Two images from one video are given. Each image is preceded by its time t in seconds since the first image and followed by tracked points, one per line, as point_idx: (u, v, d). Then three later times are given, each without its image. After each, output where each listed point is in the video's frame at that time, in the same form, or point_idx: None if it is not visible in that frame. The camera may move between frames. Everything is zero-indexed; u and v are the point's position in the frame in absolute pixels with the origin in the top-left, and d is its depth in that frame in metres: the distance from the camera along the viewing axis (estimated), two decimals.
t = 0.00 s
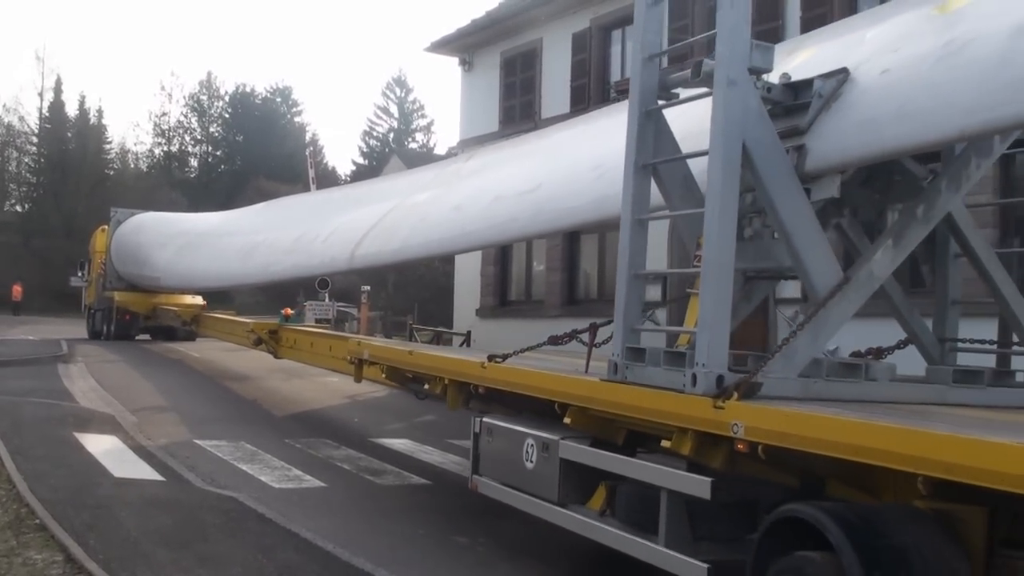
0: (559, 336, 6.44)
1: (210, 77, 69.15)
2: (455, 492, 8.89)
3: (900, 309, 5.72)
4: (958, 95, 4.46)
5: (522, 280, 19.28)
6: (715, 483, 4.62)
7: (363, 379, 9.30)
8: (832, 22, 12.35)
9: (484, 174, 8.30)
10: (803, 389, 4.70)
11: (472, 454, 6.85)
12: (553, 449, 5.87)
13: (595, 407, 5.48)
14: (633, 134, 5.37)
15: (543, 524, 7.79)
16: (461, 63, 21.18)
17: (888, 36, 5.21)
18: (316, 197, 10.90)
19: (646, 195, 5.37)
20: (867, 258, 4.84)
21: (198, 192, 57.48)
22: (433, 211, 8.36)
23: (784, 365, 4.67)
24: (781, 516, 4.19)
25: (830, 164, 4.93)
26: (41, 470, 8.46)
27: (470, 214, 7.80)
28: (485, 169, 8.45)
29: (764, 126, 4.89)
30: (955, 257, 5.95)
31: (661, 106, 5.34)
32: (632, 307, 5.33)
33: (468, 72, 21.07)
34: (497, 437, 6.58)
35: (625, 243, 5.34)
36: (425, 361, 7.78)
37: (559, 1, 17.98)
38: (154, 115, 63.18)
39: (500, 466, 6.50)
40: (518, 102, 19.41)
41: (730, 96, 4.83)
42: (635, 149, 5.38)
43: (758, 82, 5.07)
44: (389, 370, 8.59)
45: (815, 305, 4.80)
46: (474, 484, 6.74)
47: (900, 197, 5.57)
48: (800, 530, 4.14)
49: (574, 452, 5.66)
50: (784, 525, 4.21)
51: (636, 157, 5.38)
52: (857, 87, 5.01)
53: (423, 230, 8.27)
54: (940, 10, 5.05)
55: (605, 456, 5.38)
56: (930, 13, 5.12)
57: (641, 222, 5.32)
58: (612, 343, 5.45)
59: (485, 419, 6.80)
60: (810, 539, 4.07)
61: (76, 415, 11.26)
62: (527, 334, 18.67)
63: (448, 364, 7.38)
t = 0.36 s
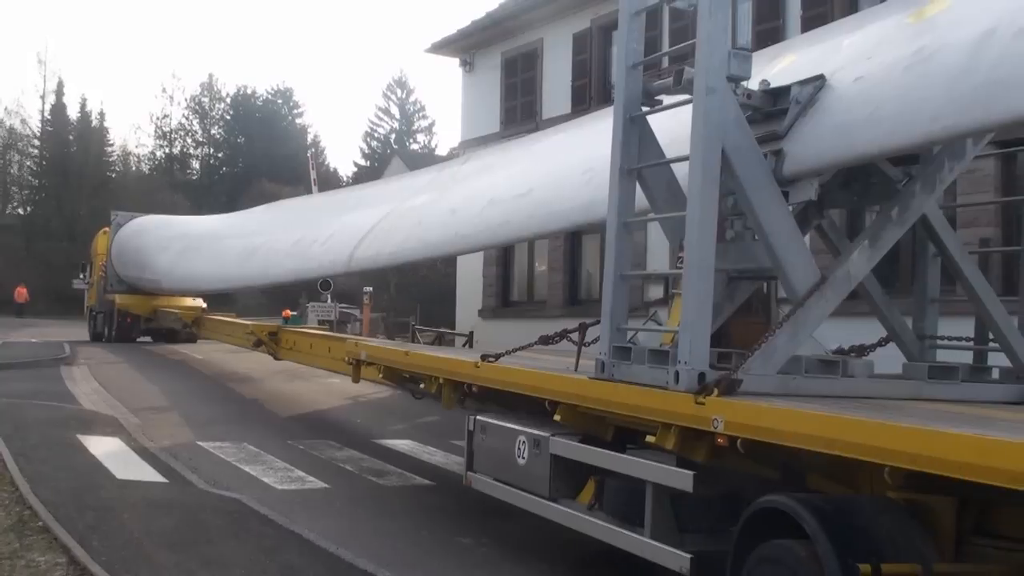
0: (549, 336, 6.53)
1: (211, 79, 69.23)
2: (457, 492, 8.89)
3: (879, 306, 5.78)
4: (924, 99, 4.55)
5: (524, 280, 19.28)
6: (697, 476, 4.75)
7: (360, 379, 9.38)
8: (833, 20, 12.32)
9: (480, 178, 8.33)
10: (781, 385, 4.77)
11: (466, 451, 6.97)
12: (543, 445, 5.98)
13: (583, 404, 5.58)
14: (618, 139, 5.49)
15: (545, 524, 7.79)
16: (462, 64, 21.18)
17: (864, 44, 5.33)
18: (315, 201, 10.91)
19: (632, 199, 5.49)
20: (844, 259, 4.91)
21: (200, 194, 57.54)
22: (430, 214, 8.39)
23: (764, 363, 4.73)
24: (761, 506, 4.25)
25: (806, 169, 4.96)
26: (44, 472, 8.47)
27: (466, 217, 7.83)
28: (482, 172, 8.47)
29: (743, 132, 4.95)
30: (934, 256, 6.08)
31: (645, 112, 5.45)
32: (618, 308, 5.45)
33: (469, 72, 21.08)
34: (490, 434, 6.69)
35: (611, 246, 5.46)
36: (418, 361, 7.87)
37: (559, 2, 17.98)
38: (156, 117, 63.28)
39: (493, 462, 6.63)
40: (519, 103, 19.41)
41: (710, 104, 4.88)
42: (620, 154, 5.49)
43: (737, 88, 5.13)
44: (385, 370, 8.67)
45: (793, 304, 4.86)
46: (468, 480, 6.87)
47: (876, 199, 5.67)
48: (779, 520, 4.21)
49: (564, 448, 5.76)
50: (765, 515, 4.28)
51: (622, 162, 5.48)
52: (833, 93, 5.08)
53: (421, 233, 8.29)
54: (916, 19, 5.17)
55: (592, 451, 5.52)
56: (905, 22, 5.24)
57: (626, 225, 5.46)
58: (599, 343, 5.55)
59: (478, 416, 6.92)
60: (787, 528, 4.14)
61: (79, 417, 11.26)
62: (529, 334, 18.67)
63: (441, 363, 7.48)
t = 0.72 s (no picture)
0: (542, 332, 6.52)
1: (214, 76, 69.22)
2: (459, 489, 8.89)
3: (861, 302, 5.92)
4: (896, 107, 4.61)
5: (526, 277, 19.29)
6: (680, 467, 4.88)
7: (360, 374, 9.44)
8: (837, 18, 12.31)
9: (477, 179, 8.33)
10: (761, 379, 4.84)
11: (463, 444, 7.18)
12: (535, 438, 6.18)
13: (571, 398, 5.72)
14: (607, 141, 5.60)
15: (547, 521, 7.78)
16: (465, 61, 21.17)
17: (844, 52, 5.39)
18: (314, 199, 10.92)
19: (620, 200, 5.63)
20: (823, 257, 4.97)
21: (203, 191, 57.56)
22: (427, 213, 8.40)
23: (745, 358, 4.79)
24: (738, 496, 4.39)
25: (785, 173, 5.07)
26: (46, 468, 8.48)
27: (462, 218, 7.86)
28: (479, 172, 8.48)
29: (726, 135, 5.05)
30: (914, 257, 6.27)
31: (633, 116, 5.58)
32: (607, 305, 5.59)
33: (472, 69, 21.07)
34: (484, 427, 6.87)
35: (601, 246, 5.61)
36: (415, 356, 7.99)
37: None
38: (159, 114, 63.28)
39: (487, 455, 6.81)
40: (521, 100, 19.42)
41: (693, 108, 4.99)
42: (608, 156, 5.60)
43: (720, 92, 5.32)
44: (384, 364, 8.75)
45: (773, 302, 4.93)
46: (464, 472, 7.07)
47: (856, 198, 5.78)
48: (758, 509, 4.33)
49: (553, 440, 5.97)
50: (745, 505, 4.41)
51: (610, 164, 5.60)
52: (813, 98, 5.17)
53: (418, 233, 8.30)
54: (895, 27, 5.22)
55: (582, 443, 5.66)
56: (887, 29, 5.28)
57: (614, 226, 5.59)
58: (588, 338, 5.71)
59: (474, 411, 7.08)
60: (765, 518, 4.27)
61: (82, 413, 11.27)
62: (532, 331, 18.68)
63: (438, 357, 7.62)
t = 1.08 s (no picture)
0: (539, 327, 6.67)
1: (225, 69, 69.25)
2: (465, 483, 8.91)
3: (850, 300, 6.06)
4: (879, 114, 4.75)
5: (535, 273, 19.28)
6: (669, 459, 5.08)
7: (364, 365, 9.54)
8: (850, 16, 12.24)
9: (479, 176, 8.34)
10: (749, 374, 5.07)
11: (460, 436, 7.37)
12: (530, 430, 6.34)
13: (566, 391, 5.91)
14: (602, 143, 5.82)
15: (553, 517, 7.79)
16: (476, 56, 21.14)
17: (830, 55, 5.48)
18: (319, 194, 10.92)
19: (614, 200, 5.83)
20: (812, 257, 5.18)
21: (213, 184, 57.61)
22: (431, 209, 8.41)
23: (734, 353, 5.01)
24: (724, 487, 4.60)
25: (774, 174, 5.25)
26: (55, 458, 8.50)
27: (464, 214, 7.86)
28: (482, 169, 8.49)
29: (716, 138, 5.23)
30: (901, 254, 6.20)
31: (627, 117, 5.78)
32: (600, 300, 5.82)
33: (483, 64, 21.05)
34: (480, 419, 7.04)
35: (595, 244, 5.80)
36: (417, 348, 8.14)
37: None
38: (169, 106, 63.34)
39: (484, 447, 6.98)
40: (532, 95, 19.40)
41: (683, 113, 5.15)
42: (603, 158, 5.81)
43: (710, 96, 5.42)
44: (387, 356, 8.90)
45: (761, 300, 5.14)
46: (461, 463, 7.23)
47: (844, 200, 5.87)
48: (744, 500, 4.52)
49: (547, 433, 6.12)
50: (731, 495, 4.59)
51: (605, 164, 5.81)
52: (801, 103, 5.29)
53: (421, 229, 8.31)
54: (880, 29, 5.31)
55: (575, 435, 5.83)
56: (874, 34, 5.31)
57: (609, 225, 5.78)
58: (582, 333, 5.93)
59: (472, 403, 7.27)
60: (750, 508, 4.47)
61: (90, 404, 11.30)
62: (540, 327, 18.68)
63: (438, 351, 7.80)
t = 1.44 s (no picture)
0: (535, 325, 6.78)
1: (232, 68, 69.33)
2: (472, 482, 8.93)
3: (841, 301, 6.23)
4: (859, 118, 4.96)
5: (543, 271, 19.28)
6: (660, 453, 5.24)
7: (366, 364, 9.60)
8: (858, 14, 12.21)
9: (480, 176, 8.36)
10: (738, 370, 5.22)
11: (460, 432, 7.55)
12: (527, 427, 6.52)
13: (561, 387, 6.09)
14: (596, 146, 5.96)
15: (560, 515, 7.82)
16: (483, 55, 21.14)
17: (819, 64, 5.70)
18: (323, 194, 10.95)
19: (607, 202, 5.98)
20: (798, 257, 5.36)
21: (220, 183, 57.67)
22: (431, 209, 8.43)
23: (722, 351, 5.15)
24: (714, 480, 4.76)
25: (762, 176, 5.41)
26: (64, 457, 8.53)
27: (464, 215, 7.87)
28: (482, 170, 8.51)
29: (704, 144, 5.35)
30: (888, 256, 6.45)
31: (619, 121, 5.93)
32: (594, 299, 5.95)
33: (490, 63, 21.05)
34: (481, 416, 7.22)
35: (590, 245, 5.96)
36: (417, 347, 8.25)
37: None
38: (177, 105, 63.45)
39: (484, 443, 7.16)
40: (539, 94, 19.40)
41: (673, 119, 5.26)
42: (597, 161, 5.96)
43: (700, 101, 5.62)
44: (388, 355, 8.97)
45: (749, 298, 5.30)
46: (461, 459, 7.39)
47: (831, 200, 6.04)
48: (733, 492, 4.69)
49: (545, 429, 6.29)
50: (721, 487, 4.75)
51: (598, 167, 5.97)
52: (788, 106, 5.50)
53: (421, 228, 8.33)
54: (868, 41, 5.52)
55: (573, 431, 5.99)
56: (860, 40, 5.65)
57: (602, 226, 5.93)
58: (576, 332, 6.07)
59: (471, 400, 7.46)
60: (737, 499, 4.64)
61: (99, 403, 11.33)
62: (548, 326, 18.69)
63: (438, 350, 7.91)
